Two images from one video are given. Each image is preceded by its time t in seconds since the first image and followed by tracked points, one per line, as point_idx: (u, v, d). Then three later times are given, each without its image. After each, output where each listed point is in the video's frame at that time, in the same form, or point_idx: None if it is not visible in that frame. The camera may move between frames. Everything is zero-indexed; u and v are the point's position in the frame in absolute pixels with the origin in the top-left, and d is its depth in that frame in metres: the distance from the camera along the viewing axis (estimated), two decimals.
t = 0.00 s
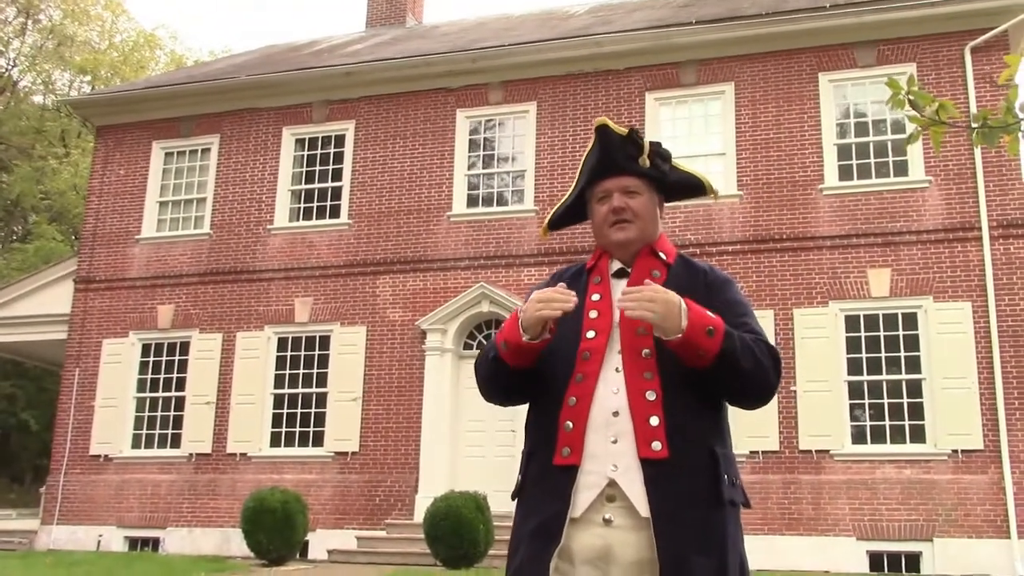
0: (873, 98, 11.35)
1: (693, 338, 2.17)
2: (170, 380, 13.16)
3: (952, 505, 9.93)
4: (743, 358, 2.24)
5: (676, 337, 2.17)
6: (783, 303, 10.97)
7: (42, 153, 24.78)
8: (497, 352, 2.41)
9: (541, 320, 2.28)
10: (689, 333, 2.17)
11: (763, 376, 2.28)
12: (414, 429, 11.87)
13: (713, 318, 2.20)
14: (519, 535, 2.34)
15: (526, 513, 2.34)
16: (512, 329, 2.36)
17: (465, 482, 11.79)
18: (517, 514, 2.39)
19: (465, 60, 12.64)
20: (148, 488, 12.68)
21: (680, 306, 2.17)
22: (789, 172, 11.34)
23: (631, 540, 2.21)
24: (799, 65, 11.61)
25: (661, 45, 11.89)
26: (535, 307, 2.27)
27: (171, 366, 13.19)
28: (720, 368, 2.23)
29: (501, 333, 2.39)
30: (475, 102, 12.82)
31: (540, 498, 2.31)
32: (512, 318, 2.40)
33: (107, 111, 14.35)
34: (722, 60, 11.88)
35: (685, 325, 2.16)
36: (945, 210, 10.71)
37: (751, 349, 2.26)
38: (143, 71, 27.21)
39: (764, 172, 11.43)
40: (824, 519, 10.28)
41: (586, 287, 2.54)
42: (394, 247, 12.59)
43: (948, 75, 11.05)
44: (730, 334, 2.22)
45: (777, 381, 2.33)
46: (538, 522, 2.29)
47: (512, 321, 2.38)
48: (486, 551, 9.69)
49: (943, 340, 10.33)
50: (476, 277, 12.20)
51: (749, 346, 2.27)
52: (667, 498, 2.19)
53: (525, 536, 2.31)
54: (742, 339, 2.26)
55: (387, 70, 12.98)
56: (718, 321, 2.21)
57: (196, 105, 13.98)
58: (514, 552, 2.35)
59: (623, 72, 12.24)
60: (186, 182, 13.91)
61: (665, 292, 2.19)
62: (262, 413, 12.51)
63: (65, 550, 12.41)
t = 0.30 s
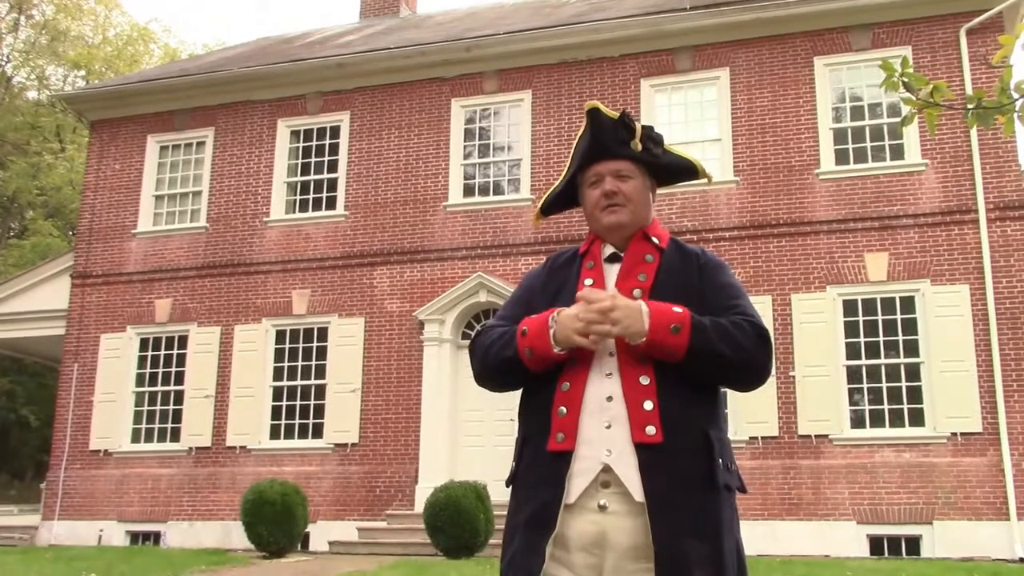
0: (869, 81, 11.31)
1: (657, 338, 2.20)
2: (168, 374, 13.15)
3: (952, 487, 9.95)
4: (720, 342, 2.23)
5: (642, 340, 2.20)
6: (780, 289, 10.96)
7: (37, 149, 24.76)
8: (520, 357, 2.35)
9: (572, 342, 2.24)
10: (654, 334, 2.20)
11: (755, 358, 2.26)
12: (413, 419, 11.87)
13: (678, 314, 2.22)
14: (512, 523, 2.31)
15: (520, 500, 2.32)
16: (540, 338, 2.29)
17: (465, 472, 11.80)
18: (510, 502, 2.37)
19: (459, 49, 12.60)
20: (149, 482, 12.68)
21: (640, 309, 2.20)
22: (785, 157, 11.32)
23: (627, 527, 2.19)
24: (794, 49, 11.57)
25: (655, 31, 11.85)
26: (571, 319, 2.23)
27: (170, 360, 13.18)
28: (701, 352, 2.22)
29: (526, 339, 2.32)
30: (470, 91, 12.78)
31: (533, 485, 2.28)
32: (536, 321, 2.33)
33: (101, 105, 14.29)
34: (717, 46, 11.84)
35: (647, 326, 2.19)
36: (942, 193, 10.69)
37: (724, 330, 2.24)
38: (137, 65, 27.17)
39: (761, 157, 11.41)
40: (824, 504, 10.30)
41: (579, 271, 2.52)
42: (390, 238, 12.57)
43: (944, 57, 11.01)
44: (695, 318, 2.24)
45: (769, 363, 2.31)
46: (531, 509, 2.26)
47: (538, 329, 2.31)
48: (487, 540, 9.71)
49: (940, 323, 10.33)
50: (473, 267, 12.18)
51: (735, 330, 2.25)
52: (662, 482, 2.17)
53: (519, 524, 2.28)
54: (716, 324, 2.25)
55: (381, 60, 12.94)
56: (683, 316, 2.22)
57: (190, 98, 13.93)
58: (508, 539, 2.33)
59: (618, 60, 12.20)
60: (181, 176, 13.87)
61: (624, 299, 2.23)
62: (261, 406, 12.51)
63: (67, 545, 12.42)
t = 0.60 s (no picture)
0: (869, 78, 11.29)
1: (649, 355, 2.20)
2: (167, 369, 13.14)
3: (951, 484, 9.95)
4: (709, 348, 2.22)
5: (632, 358, 2.21)
6: (779, 286, 10.95)
7: (37, 143, 24.82)
8: (519, 366, 2.32)
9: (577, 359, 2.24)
10: (643, 353, 2.20)
11: (748, 358, 2.25)
12: (412, 415, 11.86)
13: (666, 330, 2.21)
14: (505, 519, 2.29)
15: (512, 497, 2.29)
16: (543, 349, 2.27)
17: (463, 467, 11.79)
18: (503, 498, 2.34)
19: (460, 43, 12.58)
20: (148, 476, 12.68)
21: (629, 324, 2.21)
22: (785, 153, 11.30)
23: (621, 524, 2.18)
24: (795, 45, 11.55)
25: (656, 27, 11.83)
26: (585, 341, 2.20)
27: (169, 355, 13.17)
28: (692, 358, 2.21)
29: (527, 350, 2.30)
30: (470, 86, 12.76)
31: (527, 482, 2.26)
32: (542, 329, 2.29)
33: (100, 99, 14.25)
34: (717, 42, 11.82)
35: (638, 343, 2.19)
36: (942, 190, 10.68)
37: (714, 336, 2.23)
38: (137, 60, 27.21)
39: (761, 154, 11.39)
40: (823, 500, 10.30)
41: (572, 267, 2.49)
42: (390, 233, 12.56)
43: (944, 53, 10.99)
44: (685, 328, 2.22)
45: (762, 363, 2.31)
46: (524, 506, 2.24)
47: (541, 338, 2.28)
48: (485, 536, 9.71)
49: (940, 320, 10.32)
50: (472, 262, 12.17)
51: (727, 334, 2.24)
52: (657, 479, 2.16)
53: (511, 521, 2.26)
54: (707, 330, 2.24)
55: (381, 55, 12.91)
56: (672, 331, 2.21)
57: (189, 92, 13.91)
58: (499, 536, 2.31)
59: (618, 55, 12.18)
60: (180, 170, 13.85)
61: (610, 318, 2.22)
62: (260, 401, 12.50)
63: (66, 540, 12.42)
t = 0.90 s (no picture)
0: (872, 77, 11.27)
1: (643, 358, 2.19)
2: (169, 367, 13.14)
3: (953, 485, 9.92)
4: (703, 350, 2.21)
5: (626, 361, 2.19)
6: (782, 286, 10.93)
7: (41, 141, 24.93)
8: (511, 368, 2.30)
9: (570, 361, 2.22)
10: (637, 355, 2.19)
11: (742, 362, 2.24)
12: (413, 414, 11.85)
13: (661, 333, 2.19)
14: (496, 522, 2.28)
15: (504, 500, 2.28)
16: (536, 350, 2.25)
17: (465, 467, 11.78)
18: (494, 500, 2.33)
19: (462, 43, 12.57)
20: (149, 475, 12.68)
21: (622, 326, 2.20)
22: (788, 153, 11.28)
23: (613, 527, 2.18)
24: (797, 45, 11.53)
25: (658, 26, 11.82)
26: (578, 342, 2.19)
27: (170, 353, 13.17)
28: (686, 361, 2.20)
29: (520, 352, 2.28)
30: (472, 85, 12.75)
31: (519, 484, 2.25)
32: (534, 330, 2.28)
33: (103, 97, 14.27)
34: (720, 41, 11.80)
35: (632, 346, 2.18)
36: (945, 190, 10.65)
37: (708, 339, 2.22)
38: (140, 58, 27.26)
39: (763, 154, 11.37)
40: (825, 501, 10.28)
41: (565, 268, 2.47)
42: (391, 232, 12.55)
43: (948, 53, 10.97)
44: (679, 331, 2.21)
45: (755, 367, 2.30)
46: (515, 509, 2.23)
47: (532, 341, 2.26)
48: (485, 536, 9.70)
49: (942, 321, 10.30)
50: (474, 262, 12.16)
51: (721, 337, 2.23)
52: (649, 483, 2.15)
53: (502, 524, 2.25)
54: (700, 334, 2.23)
55: (383, 54, 12.91)
56: (666, 334, 2.20)
57: (192, 91, 13.91)
58: (490, 539, 2.30)
59: (620, 55, 12.16)
60: (183, 169, 13.85)
61: (604, 321, 2.22)
62: (262, 400, 12.50)
63: (67, 538, 12.42)
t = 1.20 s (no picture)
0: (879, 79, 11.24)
1: (635, 362, 2.19)
2: (175, 365, 13.17)
3: (958, 489, 9.89)
4: (697, 354, 2.20)
5: (619, 364, 2.19)
6: (787, 288, 10.91)
7: (49, 139, 25.05)
8: (504, 371, 2.30)
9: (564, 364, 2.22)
10: (630, 359, 2.18)
11: (735, 366, 2.23)
12: (418, 414, 11.85)
13: (654, 338, 2.19)
14: (488, 525, 2.28)
15: (496, 503, 2.28)
16: (527, 354, 2.25)
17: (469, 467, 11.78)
18: (487, 504, 2.33)
19: (469, 43, 12.57)
20: (154, 473, 12.70)
21: (615, 329, 2.20)
22: (794, 155, 11.26)
23: (604, 530, 2.17)
24: (804, 46, 11.51)
25: (665, 27, 11.81)
26: (570, 345, 2.18)
27: (176, 352, 13.20)
28: (677, 366, 2.20)
29: (512, 355, 2.27)
30: (479, 85, 12.76)
31: (511, 487, 2.25)
32: (523, 333, 2.28)
33: (111, 96, 14.31)
34: (727, 42, 11.79)
35: (626, 349, 2.18)
36: (952, 193, 10.63)
37: (701, 343, 2.21)
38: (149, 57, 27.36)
39: (769, 155, 11.35)
40: (829, 503, 10.26)
41: (559, 272, 2.47)
42: (397, 232, 12.56)
43: (955, 55, 10.94)
44: (672, 336, 2.21)
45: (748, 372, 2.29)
46: (507, 511, 2.23)
47: (525, 344, 2.26)
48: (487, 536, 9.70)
49: (948, 324, 10.27)
50: (479, 262, 12.16)
51: (714, 341, 2.22)
52: (641, 486, 2.14)
53: (494, 526, 2.25)
54: (691, 339, 2.22)
55: (390, 53, 12.92)
56: (658, 339, 2.19)
57: (199, 90, 13.94)
58: (482, 542, 2.29)
59: (627, 55, 12.15)
60: (190, 167, 13.88)
61: (595, 324, 2.20)
62: (267, 398, 12.51)
63: (72, 536, 12.45)
